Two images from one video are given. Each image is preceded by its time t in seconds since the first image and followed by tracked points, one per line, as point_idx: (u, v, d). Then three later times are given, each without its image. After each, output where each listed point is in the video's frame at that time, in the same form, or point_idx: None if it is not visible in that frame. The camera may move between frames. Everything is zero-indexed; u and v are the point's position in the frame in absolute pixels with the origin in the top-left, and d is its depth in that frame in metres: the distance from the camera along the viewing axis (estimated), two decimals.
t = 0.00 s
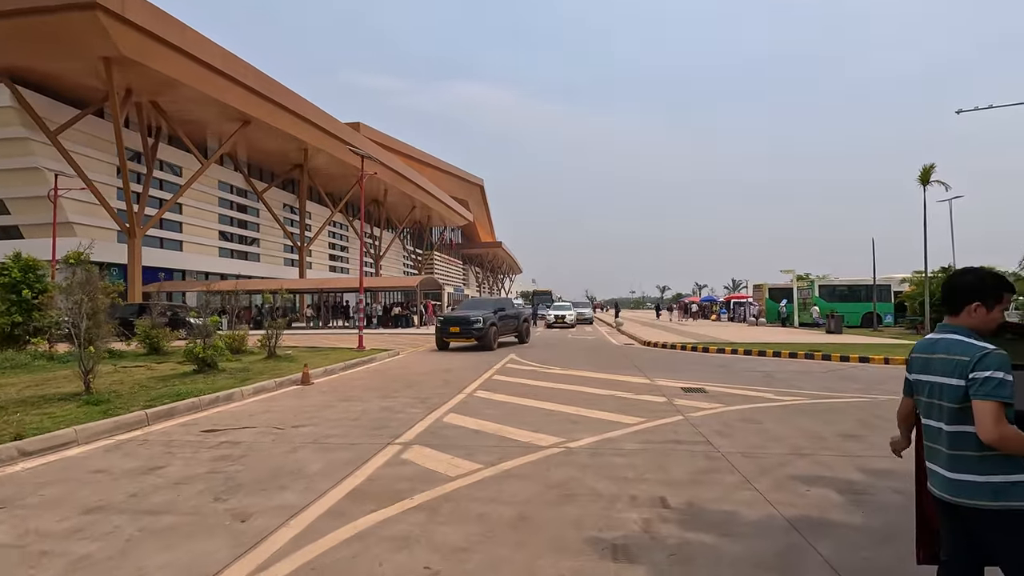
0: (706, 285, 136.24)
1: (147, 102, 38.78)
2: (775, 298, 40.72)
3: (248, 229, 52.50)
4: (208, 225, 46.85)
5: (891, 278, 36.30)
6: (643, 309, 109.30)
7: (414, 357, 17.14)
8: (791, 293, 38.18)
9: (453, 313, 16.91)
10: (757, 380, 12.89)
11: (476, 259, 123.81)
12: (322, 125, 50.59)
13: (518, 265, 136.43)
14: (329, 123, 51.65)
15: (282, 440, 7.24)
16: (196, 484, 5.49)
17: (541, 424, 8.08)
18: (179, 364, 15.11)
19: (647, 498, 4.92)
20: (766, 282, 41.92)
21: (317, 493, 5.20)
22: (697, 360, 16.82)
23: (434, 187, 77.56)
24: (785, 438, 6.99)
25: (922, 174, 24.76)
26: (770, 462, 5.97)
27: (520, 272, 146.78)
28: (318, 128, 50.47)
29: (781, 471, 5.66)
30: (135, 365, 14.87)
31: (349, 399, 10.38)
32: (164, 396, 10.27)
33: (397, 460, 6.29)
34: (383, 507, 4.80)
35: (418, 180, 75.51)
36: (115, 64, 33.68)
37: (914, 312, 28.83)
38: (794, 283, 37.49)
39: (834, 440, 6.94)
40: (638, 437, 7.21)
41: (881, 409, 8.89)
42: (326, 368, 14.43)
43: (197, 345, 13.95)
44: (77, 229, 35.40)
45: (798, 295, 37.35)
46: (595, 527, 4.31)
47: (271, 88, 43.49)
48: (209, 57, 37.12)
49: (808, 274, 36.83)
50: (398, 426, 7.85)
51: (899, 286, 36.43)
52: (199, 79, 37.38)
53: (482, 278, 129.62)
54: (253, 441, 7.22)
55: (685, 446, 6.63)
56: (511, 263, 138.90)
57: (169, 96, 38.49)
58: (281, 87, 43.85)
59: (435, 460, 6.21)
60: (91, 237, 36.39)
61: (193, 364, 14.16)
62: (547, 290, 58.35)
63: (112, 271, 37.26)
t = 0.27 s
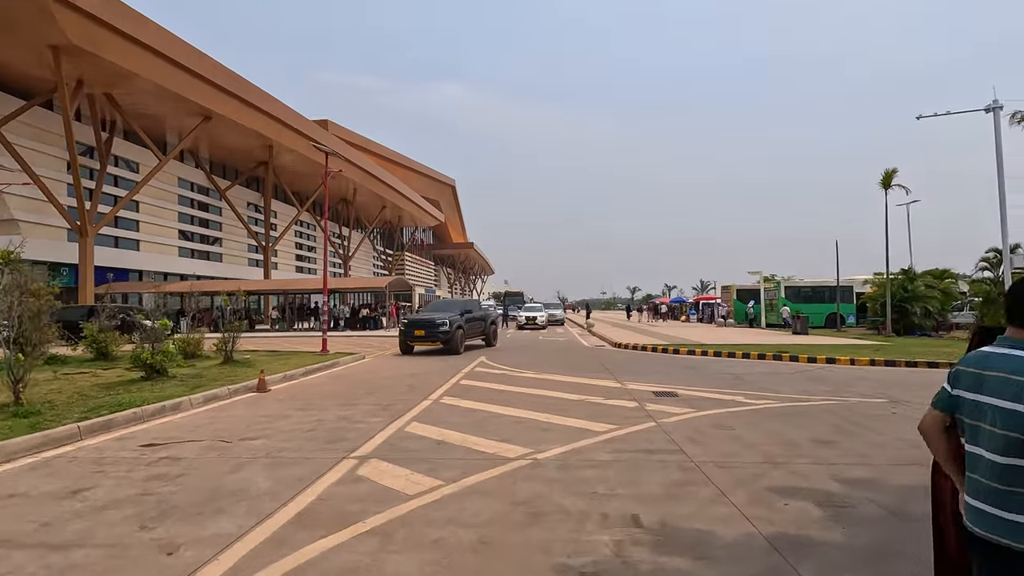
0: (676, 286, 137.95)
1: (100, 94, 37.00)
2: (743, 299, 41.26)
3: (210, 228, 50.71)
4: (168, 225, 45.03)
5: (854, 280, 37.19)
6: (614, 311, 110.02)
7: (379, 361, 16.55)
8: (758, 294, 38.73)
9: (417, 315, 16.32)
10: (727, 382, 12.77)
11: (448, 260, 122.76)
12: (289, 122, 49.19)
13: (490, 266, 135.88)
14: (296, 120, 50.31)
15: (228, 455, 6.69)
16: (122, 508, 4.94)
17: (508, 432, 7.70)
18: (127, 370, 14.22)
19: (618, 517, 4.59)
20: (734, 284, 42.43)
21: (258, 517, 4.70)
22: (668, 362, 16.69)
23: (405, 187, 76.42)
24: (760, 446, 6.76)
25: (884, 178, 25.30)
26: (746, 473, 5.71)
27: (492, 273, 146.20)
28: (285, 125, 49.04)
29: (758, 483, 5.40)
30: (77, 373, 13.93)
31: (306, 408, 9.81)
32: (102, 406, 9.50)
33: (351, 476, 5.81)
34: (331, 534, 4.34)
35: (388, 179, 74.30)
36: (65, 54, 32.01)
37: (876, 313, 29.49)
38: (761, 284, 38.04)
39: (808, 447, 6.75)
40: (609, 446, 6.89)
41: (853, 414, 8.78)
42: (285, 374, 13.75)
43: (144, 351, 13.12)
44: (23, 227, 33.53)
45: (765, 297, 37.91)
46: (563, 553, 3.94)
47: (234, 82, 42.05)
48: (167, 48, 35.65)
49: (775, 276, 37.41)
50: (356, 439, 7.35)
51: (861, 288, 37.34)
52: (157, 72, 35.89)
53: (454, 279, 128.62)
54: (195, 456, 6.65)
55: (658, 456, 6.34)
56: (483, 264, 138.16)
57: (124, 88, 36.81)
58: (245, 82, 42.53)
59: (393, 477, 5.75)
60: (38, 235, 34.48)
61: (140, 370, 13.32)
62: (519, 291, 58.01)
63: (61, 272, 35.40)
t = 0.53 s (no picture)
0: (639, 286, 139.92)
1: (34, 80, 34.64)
2: (703, 298, 41.97)
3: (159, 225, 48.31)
4: (113, 221, 42.61)
5: (809, 279, 38.29)
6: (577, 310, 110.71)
7: (336, 363, 15.87)
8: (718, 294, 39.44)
9: (373, 316, 15.68)
10: (689, 381, 12.70)
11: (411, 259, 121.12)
12: (244, 116, 47.28)
13: (454, 266, 134.82)
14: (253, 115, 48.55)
15: (156, 468, 6.08)
16: (21, 535, 4.33)
17: (468, 437, 7.31)
18: (57, 375, 13.19)
19: (582, 529, 4.28)
20: (695, 283, 43.11)
21: (183, 541, 4.19)
22: (631, 361, 16.60)
23: (366, 185, 74.80)
24: (726, 447, 6.59)
25: (838, 180, 26.05)
26: (713, 477, 5.50)
27: (456, 273, 145.09)
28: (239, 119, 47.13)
29: (726, 487, 5.19)
30: None
31: (252, 414, 9.17)
32: (21, 416, 8.63)
33: (293, 490, 5.33)
34: (265, 559, 3.87)
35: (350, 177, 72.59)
36: None
37: (829, 312, 30.40)
38: (720, 284, 38.78)
39: (774, 447, 6.62)
40: (573, 450, 6.59)
41: (814, 412, 8.75)
42: (233, 377, 12.96)
43: (75, 354, 12.12)
44: None
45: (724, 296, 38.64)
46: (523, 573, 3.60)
47: (184, 72, 40.11)
48: (109, 34, 33.64)
49: (733, 275, 38.20)
50: (303, 447, 6.84)
51: (815, 287, 38.52)
52: (98, 58, 33.85)
53: (417, 278, 127.04)
54: (119, 470, 6.02)
55: (623, 460, 6.07)
56: (447, 264, 136.84)
57: (62, 74, 34.57)
58: (196, 72, 40.62)
59: (341, 490, 5.29)
60: None
61: (71, 375, 12.31)
62: (484, 291, 57.55)
63: None
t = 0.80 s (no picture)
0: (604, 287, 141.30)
1: None
2: (667, 299, 42.48)
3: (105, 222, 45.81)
4: (54, 218, 40.05)
5: (768, 280, 39.19)
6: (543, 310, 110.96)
7: (291, 367, 15.15)
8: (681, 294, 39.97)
9: (330, 317, 15.01)
10: (655, 382, 12.57)
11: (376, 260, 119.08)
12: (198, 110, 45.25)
13: (420, 266, 133.28)
14: (209, 110, 46.69)
15: (76, 489, 5.44)
16: None
17: (428, 445, 6.89)
18: None
19: (549, 549, 3.94)
20: (658, 284, 43.59)
21: None
22: (596, 362, 16.44)
23: (328, 183, 72.97)
24: (695, 452, 6.37)
25: (796, 183, 26.64)
26: (684, 485, 5.24)
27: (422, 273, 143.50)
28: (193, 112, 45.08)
29: (697, 496, 4.95)
30: None
31: (196, 423, 8.52)
32: None
33: (232, 510, 4.82)
34: None
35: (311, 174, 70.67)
36: None
37: (788, 312, 31.11)
38: (683, 284, 39.31)
39: (743, 450, 6.45)
40: (538, 458, 6.26)
41: (780, 413, 8.68)
42: (178, 383, 12.15)
43: None
44: None
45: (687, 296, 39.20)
46: None
47: (133, 62, 38.07)
48: (48, 18, 31.54)
49: (696, 276, 38.75)
50: (247, 460, 6.29)
51: (774, 288, 39.47)
52: (36, 44, 31.70)
53: (382, 279, 125.00)
54: (33, 492, 5.38)
55: (591, 469, 5.77)
56: (412, 264, 135.13)
57: None
58: (146, 63, 38.66)
59: (285, 509, 4.82)
60: None
61: None
62: (449, 291, 56.87)
63: None
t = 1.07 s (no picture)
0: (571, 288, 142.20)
1: None
2: (633, 299, 42.81)
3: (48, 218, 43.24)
4: None
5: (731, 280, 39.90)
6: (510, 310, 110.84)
7: (244, 371, 14.39)
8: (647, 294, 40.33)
9: (285, 319, 14.33)
10: (622, 384, 12.41)
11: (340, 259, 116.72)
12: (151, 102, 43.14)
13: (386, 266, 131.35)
14: (163, 103, 44.72)
15: None
16: None
17: (385, 456, 6.48)
18: None
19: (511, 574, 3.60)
20: (625, 284, 43.91)
21: None
22: (563, 364, 16.23)
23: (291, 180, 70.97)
24: (664, 459, 6.14)
25: (758, 185, 27.10)
26: (655, 496, 4.98)
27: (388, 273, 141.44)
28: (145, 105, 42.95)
29: (668, 508, 4.69)
30: None
31: (133, 435, 7.86)
32: None
33: (160, 537, 4.31)
34: None
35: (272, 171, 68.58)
36: None
37: (750, 311, 31.69)
38: (649, 285, 39.67)
39: (713, 455, 6.26)
40: (502, 469, 5.91)
41: (747, 415, 8.58)
42: (119, 390, 11.31)
43: None
44: None
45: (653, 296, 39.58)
46: None
47: (78, 51, 35.94)
48: None
49: (662, 276, 39.16)
50: (185, 477, 5.76)
51: (737, 288, 40.24)
52: None
53: (347, 279, 122.62)
54: None
55: (557, 480, 5.47)
56: (378, 264, 133.04)
57: None
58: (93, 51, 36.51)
59: (220, 534, 4.33)
60: None
61: None
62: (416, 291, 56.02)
63: None
